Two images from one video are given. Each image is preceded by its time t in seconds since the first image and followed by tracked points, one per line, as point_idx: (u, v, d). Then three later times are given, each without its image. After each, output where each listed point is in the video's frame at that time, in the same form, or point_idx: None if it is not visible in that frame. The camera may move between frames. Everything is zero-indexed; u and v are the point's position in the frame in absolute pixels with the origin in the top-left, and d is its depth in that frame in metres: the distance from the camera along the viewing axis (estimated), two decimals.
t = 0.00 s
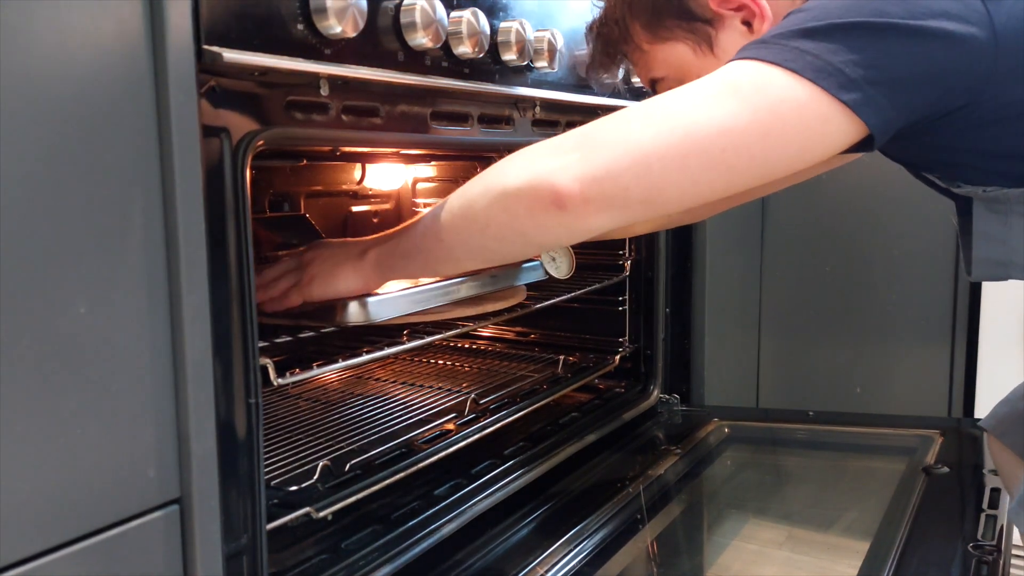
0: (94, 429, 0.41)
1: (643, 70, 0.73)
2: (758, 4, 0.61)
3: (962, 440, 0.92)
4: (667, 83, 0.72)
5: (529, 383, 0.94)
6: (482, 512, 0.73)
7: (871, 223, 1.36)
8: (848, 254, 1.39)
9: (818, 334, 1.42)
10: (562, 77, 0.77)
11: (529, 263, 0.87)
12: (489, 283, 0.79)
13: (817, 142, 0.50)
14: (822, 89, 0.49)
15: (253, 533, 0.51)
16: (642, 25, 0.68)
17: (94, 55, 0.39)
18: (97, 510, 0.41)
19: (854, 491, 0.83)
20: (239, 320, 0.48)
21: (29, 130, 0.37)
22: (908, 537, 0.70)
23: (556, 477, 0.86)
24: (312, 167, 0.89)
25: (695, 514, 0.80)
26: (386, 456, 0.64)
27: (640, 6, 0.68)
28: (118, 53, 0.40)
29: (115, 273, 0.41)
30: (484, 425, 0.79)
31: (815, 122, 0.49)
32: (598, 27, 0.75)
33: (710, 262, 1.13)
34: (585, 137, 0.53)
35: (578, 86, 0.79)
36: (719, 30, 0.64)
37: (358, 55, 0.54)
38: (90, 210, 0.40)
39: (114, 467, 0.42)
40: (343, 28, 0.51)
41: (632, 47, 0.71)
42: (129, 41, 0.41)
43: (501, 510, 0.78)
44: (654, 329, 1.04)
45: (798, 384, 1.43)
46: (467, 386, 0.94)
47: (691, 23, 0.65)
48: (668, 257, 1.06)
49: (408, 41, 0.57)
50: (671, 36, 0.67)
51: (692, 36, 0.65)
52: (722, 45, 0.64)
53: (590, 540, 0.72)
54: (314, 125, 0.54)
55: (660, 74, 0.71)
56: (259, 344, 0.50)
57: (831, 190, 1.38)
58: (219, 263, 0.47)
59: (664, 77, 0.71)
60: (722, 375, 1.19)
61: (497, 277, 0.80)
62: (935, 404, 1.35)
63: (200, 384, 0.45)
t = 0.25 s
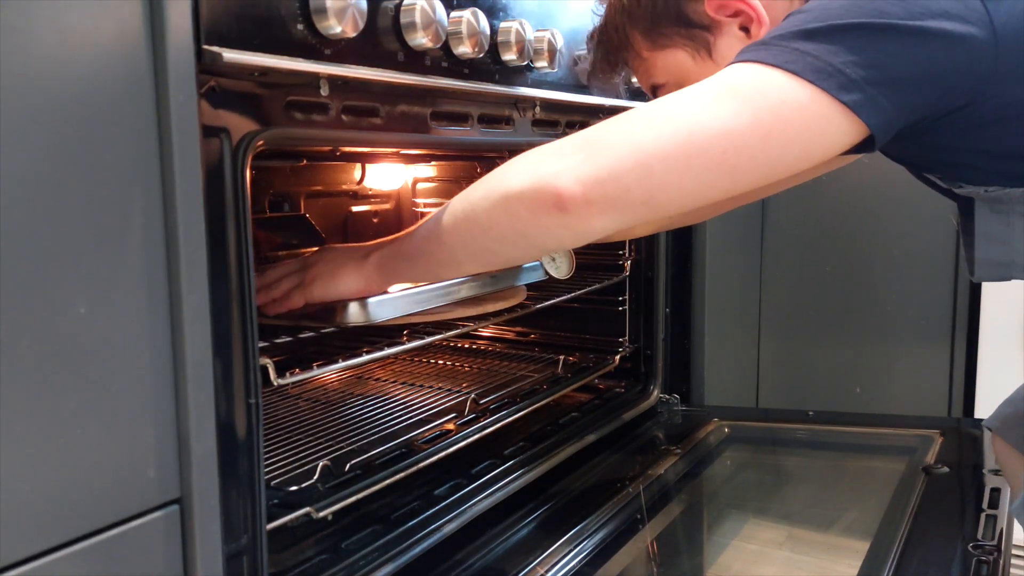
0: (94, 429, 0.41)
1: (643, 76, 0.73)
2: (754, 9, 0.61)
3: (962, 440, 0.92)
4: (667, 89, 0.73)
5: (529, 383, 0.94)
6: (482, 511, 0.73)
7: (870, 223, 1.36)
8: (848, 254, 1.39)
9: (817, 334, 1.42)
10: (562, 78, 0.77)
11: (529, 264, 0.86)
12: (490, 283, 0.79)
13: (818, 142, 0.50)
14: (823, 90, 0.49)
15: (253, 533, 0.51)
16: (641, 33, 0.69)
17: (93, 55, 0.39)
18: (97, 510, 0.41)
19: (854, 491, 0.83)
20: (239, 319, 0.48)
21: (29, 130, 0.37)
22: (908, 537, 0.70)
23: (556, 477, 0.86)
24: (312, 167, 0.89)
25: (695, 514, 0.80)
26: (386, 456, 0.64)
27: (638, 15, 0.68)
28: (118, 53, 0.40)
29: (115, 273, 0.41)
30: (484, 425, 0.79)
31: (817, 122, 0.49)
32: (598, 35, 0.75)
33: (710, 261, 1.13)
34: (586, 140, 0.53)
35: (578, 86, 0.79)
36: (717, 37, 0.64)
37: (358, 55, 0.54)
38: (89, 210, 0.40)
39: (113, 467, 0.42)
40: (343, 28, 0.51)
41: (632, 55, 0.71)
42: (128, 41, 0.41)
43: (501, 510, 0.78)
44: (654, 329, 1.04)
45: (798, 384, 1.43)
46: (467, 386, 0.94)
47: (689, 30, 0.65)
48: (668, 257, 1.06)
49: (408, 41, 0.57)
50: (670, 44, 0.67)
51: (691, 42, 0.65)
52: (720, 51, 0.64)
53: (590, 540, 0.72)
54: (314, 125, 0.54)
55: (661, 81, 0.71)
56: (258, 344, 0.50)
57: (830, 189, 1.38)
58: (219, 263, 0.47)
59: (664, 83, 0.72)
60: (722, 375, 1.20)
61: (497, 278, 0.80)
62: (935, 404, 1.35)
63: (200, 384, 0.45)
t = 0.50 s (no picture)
0: (94, 429, 0.41)
1: (641, 75, 0.73)
2: (753, 9, 0.61)
3: (962, 440, 0.92)
4: (664, 87, 0.73)
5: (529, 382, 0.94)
6: (482, 511, 0.73)
7: (870, 223, 1.36)
8: (847, 254, 1.39)
9: (817, 334, 1.42)
10: (562, 77, 0.77)
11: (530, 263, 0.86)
12: (489, 283, 0.79)
13: (817, 147, 0.50)
14: (823, 95, 0.49)
15: (253, 533, 0.51)
16: (639, 30, 0.68)
17: (93, 55, 0.39)
18: (97, 510, 0.41)
19: (854, 491, 0.83)
20: (240, 319, 0.48)
21: (28, 131, 0.37)
22: (907, 537, 0.70)
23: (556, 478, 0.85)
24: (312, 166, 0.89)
25: (695, 514, 0.80)
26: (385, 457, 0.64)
27: (637, 15, 0.68)
28: (117, 53, 0.40)
29: (114, 273, 0.41)
30: (484, 425, 0.79)
31: (817, 127, 0.49)
32: (597, 34, 0.75)
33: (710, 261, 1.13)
34: (586, 144, 0.53)
35: (578, 85, 0.79)
36: (715, 37, 0.64)
37: (358, 55, 0.54)
38: (89, 210, 0.40)
39: (114, 467, 0.42)
40: (343, 28, 0.51)
41: (631, 53, 0.71)
42: (128, 41, 0.41)
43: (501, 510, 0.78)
44: (654, 329, 1.04)
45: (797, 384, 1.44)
46: (467, 386, 0.94)
47: (688, 29, 0.65)
48: (667, 256, 1.06)
49: (408, 41, 0.57)
50: (668, 41, 0.67)
51: (689, 39, 0.65)
52: (718, 51, 0.64)
53: (590, 539, 0.72)
54: (314, 125, 0.54)
55: (658, 79, 0.71)
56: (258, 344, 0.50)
57: (830, 189, 1.38)
58: (218, 263, 0.47)
59: (661, 81, 0.72)
60: (722, 375, 1.20)
61: (496, 278, 0.80)
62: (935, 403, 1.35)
63: (200, 384, 0.45)
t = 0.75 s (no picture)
0: (95, 429, 0.41)
1: (635, 77, 0.73)
2: (748, 14, 0.61)
3: (961, 440, 0.92)
4: (658, 90, 0.72)
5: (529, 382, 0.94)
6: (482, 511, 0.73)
7: (869, 223, 1.36)
8: (847, 254, 1.39)
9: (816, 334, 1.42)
10: (562, 77, 0.77)
11: (529, 264, 0.86)
12: (489, 283, 0.79)
13: (810, 152, 0.50)
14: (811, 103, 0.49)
15: (253, 533, 0.51)
16: (634, 31, 0.69)
17: (93, 55, 0.39)
18: (97, 510, 0.41)
19: (853, 491, 0.83)
20: (241, 319, 0.48)
21: (29, 131, 0.37)
22: (907, 537, 0.70)
23: (555, 478, 0.85)
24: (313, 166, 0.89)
25: (694, 514, 0.80)
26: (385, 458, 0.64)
27: (634, 15, 0.68)
28: (117, 53, 0.40)
29: (115, 273, 0.41)
30: (484, 425, 0.79)
31: (807, 135, 0.49)
32: (590, 35, 0.75)
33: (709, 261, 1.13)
34: (581, 146, 0.53)
35: (577, 85, 0.79)
36: (709, 41, 0.64)
37: (357, 55, 0.54)
38: (89, 210, 0.40)
39: (115, 467, 0.42)
40: (343, 28, 0.51)
41: (625, 54, 0.71)
42: (128, 41, 0.41)
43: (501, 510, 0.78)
44: (653, 329, 1.05)
45: (796, 384, 1.44)
46: (467, 386, 0.94)
47: (683, 31, 0.65)
48: (667, 256, 1.06)
49: (408, 41, 0.57)
50: (664, 42, 0.67)
51: (684, 42, 0.65)
52: (711, 55, 0.65)
53: (589, 539, 0.72)
54: (314, 125, 0.54)
55: (652, 81, 0.71)
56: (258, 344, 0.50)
57: (829, 189, 1.39)
58: (218, 263, 0.47)
59: (655, 83, 0.71)
60: (721, 375, 1.20)
61: (496, 278, 0.80)
62: (934, 403, 1.35)
63: (200, 384, 0.45)
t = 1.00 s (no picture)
0: (95, 429, 0.41)
1: (630, 75, 0.72)
2: (743, 13, 0.61)
3: (962, 440, 0.92)
4: (653, 88, 0.72)
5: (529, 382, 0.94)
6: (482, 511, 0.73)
7: (870, 223, 1.36)
8: (847, 254, 1.39)
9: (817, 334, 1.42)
10: (562, 77, 0.77)
11: (529, 264, 0.86)
12: (489, 283, 0.79)
13: (808, 155, 0.50)
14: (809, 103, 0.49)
15: (253, 533, 0.50)
16: (629, 30, 0.68)
17: (93, 54, 0.39)
18: (97, 510, 0.41)
19: (853, 491, 0.83)
20: (240, 319, 0.48)
21: (28, 130, 0.37)
22: (907, 537, 0.70)
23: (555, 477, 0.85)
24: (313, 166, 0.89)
25: (695, 514, 0.80)
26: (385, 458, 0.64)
27: (628, 14, 0.68)
28: (117, 53, 0.40)
29: (114, 273, 0.41)
30: (484, 425, 0.79)
31: (803, 137, 0.50)
32: (586, 32, 0.75)
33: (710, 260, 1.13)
34: (580, 153, 0.54)
35: (577, 85, 0.79)
36: (704, 39, 0.64)
37: (357, 55, 0.54)
38: (89, 210, 0.40)
39: (115, 467, 0.42)
40: (343, 28, 0.51)
41: (620, 52, 0.71)
42: (127, 40, 0.41)
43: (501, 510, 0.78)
44: (653, 329, 1.04)
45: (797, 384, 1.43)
46: (467, 386, 0.93)
47: (678, 31, 0.65)
48: (667, 256, 1.06)
49: (408, 41, 0.57)
50: (659, 41, 0.67)
51: (680, 42, 0.65)
52: (706, 53, 0.65)
53: (589, 539, 0.72)
54: (314, 125, 0.54)
55: (647, 80, 0.71)
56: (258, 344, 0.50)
57: (830, 189, 1.38)
58: (217, 263, 0.47)
59: (650, 82, 0.71)
60: (722, 376, 1.19)
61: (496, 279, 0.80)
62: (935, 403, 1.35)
63: (200, 384, 0.45)
